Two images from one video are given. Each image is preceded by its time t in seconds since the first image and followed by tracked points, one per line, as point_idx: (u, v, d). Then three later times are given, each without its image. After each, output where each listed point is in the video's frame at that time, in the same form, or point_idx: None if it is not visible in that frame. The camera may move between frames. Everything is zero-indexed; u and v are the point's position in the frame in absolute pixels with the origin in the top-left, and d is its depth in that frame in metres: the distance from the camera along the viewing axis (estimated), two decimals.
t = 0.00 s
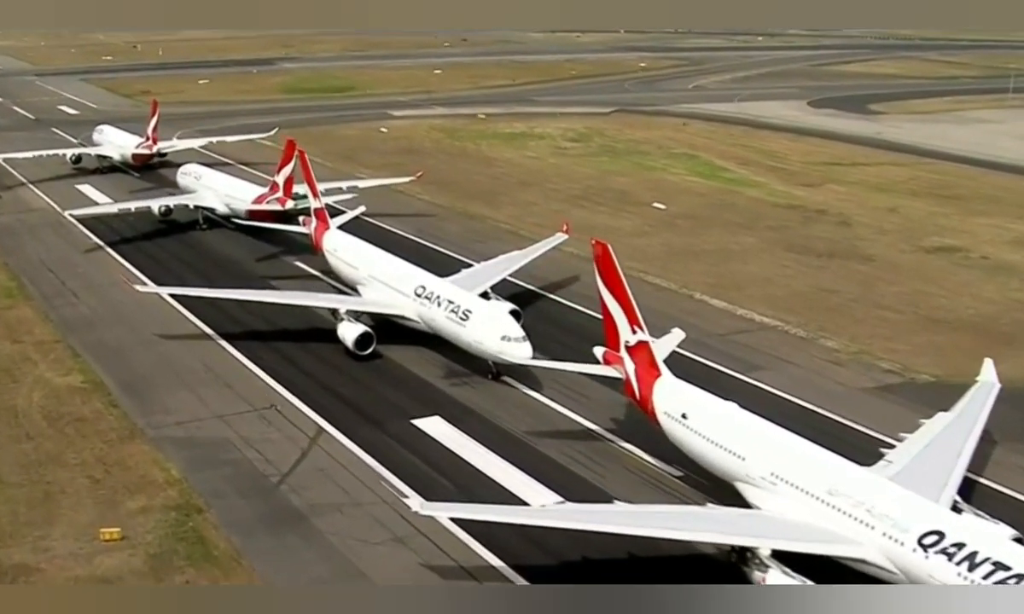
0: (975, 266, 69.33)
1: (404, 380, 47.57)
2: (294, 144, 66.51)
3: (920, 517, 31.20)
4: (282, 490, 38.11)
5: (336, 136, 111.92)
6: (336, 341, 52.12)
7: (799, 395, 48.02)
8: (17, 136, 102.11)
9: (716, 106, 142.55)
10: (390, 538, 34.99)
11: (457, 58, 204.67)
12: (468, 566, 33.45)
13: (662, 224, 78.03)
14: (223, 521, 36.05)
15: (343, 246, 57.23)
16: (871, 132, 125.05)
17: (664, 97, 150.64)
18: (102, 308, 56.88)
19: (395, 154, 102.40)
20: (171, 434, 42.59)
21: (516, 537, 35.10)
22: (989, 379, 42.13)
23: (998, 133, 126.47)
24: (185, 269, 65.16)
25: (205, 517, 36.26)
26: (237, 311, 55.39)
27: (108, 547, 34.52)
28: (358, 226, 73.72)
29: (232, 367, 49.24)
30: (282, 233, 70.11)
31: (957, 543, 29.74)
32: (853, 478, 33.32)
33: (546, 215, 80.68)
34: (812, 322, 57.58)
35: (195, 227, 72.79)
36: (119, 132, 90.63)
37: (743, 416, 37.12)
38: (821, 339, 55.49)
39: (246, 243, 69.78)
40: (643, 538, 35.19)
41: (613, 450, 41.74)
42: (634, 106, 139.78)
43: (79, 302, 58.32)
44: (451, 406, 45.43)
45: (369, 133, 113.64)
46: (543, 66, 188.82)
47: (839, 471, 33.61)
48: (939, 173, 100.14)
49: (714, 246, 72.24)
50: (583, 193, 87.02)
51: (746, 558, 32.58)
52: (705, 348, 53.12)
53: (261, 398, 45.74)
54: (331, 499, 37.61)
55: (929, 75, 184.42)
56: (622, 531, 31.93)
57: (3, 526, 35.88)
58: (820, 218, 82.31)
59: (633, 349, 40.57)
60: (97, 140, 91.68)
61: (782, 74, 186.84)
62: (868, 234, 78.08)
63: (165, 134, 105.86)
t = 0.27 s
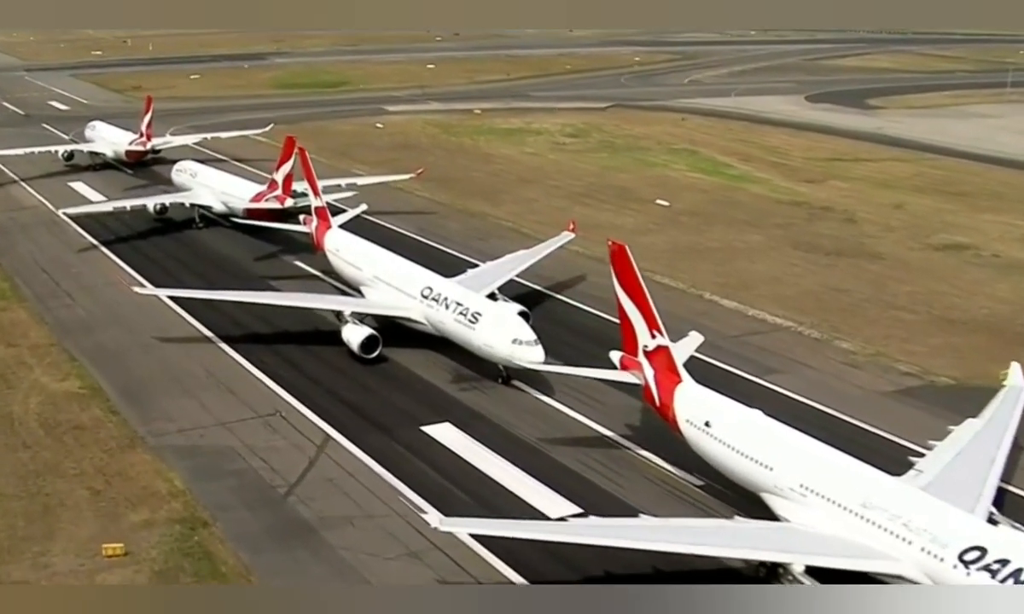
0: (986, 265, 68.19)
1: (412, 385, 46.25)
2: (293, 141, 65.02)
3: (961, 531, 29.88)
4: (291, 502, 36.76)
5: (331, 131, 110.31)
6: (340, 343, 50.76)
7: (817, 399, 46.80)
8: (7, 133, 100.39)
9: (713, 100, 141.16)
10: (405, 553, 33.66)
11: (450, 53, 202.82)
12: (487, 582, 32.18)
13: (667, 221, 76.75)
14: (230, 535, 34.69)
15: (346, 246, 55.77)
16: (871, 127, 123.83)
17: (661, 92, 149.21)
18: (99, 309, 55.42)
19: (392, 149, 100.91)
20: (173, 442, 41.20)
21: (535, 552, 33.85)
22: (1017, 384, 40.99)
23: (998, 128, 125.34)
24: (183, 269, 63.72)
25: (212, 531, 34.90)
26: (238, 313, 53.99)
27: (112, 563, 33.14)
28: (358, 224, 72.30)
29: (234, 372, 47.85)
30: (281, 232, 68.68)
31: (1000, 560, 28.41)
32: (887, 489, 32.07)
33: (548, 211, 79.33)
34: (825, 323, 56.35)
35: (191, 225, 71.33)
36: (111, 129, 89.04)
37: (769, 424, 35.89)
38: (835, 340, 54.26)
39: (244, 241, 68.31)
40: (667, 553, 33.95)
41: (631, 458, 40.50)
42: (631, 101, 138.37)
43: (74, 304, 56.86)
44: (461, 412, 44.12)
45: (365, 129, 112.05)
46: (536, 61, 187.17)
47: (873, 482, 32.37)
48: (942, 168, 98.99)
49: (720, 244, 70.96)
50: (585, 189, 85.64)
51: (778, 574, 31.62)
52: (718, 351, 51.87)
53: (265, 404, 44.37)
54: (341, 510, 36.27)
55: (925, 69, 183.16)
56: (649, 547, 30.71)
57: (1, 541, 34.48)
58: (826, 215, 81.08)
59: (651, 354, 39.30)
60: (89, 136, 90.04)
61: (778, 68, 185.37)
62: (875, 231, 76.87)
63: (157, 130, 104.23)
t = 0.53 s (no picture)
0: (1000, 263, 66.77)
1: (423, 392, 44.64)
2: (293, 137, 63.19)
3: (1014, 548, 28.37)
4: (303, 517, 35.13)
5: (325, 125, 108.32)
6: (346, 348, 49.13)
7: (841, 405, 45.33)
8: None
9: (711, 94, 139.46)
10: (425, 573, 32.08)
11: (441, 46, 200.78)
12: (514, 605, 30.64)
13: (672, 218, 75.18)
14: (241, 554, 33.06)
15: (351, 246, 54.10)
16: (871, 121, 122.34)
17: (657, 86, 147.48)
18: (95, 312, 53.68)
19: (388, 144, 99.06)
20: (177, 453, 39.52)
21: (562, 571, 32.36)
22: None
23: (999, 122, 123.95)
24: (180, 269, 62.00)
25: (221, 549, 33.27)
26: (239, 316, 52.30)
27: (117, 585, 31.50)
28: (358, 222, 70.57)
29: (237, 378, 46.21)
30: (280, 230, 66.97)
31: None
32: (933, 503, 30.55)
33: (551, 208, 77.68)
34: (842, 324, 54.85)
35: (187, 223, 69.57)
36: (103, 124, 87.13)
37: (804, 433, 34.38)
38: (854, 342, 52.78)
39: (242, 240, 66.56)
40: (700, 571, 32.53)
41: (656, 469, 39.00)
42: (628, 95, 136.59)
43: (69, 306, 55.09)
44: (475, 420, 42.54)
45: (360, 123, 110.08)
46: (529, 54, 185.18)
47: (918, 496, 30.85)
48: (947, 164, 97.54)
49: (729, 242, 69.43)
50: (587, 186, 83.96)
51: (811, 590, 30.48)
52: (734, 354, 50.36)
53: (271, 412, 42.70)
54: (356, 527, 34.66)
55: (921, 63, 181.62)
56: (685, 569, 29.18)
57: None
58: (833, 211, 79.53)
59: (678, 360, 37.78)
60: (80, 132, 88.07)
61: (773, 61, 183.66)
62: (884, 228, 75.38)
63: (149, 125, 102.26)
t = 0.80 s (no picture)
0: (1017, 261, 65.31)
1: (435, 401, 43.01)
2: (293, 133, 61.24)
3: None
4: (317, 535, 33.51)
5: (320, 119, 106.33)
6: (353, 352, 47.46)
7: (869, 411, 43.81)
8: None
9: (709, 87, 137.65)
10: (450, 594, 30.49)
11: (434, 39, 198.61)
12: None
13: (679, 215, 73.58)
14: (254, 574, 31.42)
15: (356, 246, 52.35)
16: (873, 115, 120.83)
17: (653, 80, 145.71)
18: (92, 315, 51.90)
19: (385, 140, 97.19)
20: (182, 465, 37.84)
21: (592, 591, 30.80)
22: None
23: (1002, 117, 122.53)
24: (177, 268, 60.26)
25: (233, 570, 31.63)
26: (241, 318, 50.57)
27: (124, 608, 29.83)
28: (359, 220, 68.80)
29: (242, 384, 44.55)
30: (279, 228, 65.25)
31: None
32: (984, 520, 28.99)
33: (555, 204, 75.96)
34: (862, 327, 53.32)
35: (183, 221, 67.79)
36: (94, 120, 85.25)
37: (843, 445, 32.82)
38: (874, 344, 51.29)
39: (240, 239, 64.79)
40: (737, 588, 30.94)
41: (683, 481, 37.48)
42: (625, 88, 134.79)
43: (64, 308, 53.30)
44: (491, 429, 40.95)
45: (355, 118, 108.11)
46: (523, 48, 183.13)
47: (967, 511, 29.29)
48: (953, 159, 96.08)
49: (740, 240, 67.83)
50: (590, 182, 82.25)
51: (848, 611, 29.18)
52: (755, 357, 48.84)
53: (278, 421, 41.04)
54: (374, 545, 33.05)
55: (918, 56, 180.01)
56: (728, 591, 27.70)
57: None
58: (842, 208, 77.99)
59: (707, 368, 36.31)
60: (72, 128, 86.09)
61: (769, 54, 181.89)
62: (896, 225, 73.87)
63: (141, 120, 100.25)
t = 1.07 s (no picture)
0: None
1: (451, 408, 41.52)
2: (295, 129, 59.41)
3: None
4: (335, 554, 31.92)
5: (316, 114, 104.33)
6: (363, 356, 45.92)
7: (897, 417, 42.42)
8: None
9: (707, 80, 135.85)
10: None
11: (426, 32, 196.23)
12: None
13: (687, 211, 72.03)
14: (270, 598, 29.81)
15: (363, 246, 50.62)
16: (874, 108, 119.20)
17: (650, 72, 143.79)
18: (90, 318, 50.21)
19: (382, 135, 95.26)
20: (190, 478, 36.21)
21: None
22: None
23: (1003, 110, 121.04)
24: (176, 268, 58.54)
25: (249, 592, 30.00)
26: (245, 321, 48.97)
27: None
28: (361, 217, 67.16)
29: (248, 391, 42.92)
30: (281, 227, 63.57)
31: None
32: None
33: (559, 200, 74.36)
34: (882, 328, 51.89)
35: (181, 219, 66.05)
36: (88, 116, 83.15)
37: (886, 458, 31.44)
38: (898, 347, 49.86)
39: (240, 238, 63.13)
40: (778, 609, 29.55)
41: (714, 494, 36.09)
42: (622, 81, 132.82)
43: (60, 311, 51.54)
44: (510, 438, 39.48)
45: (350, 112, 106.09)
46: (516, 40, 181.01)
47: None
48: (960, 154, 94.63)
49: (751, 238, 66.33)
50: (594, 178, 80.53)
51: None
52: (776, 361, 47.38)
53: (289, 430, 39.44)
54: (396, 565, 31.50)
55: (915, 49, 178.34)
56: None
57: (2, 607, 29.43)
58: (851, 204, 76.53)
59: (740, 376, 34.87)
60: (63, 123, 84.10)
61: (765, 47, 180.00)
62: (907, 221, 72.44)
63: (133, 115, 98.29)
